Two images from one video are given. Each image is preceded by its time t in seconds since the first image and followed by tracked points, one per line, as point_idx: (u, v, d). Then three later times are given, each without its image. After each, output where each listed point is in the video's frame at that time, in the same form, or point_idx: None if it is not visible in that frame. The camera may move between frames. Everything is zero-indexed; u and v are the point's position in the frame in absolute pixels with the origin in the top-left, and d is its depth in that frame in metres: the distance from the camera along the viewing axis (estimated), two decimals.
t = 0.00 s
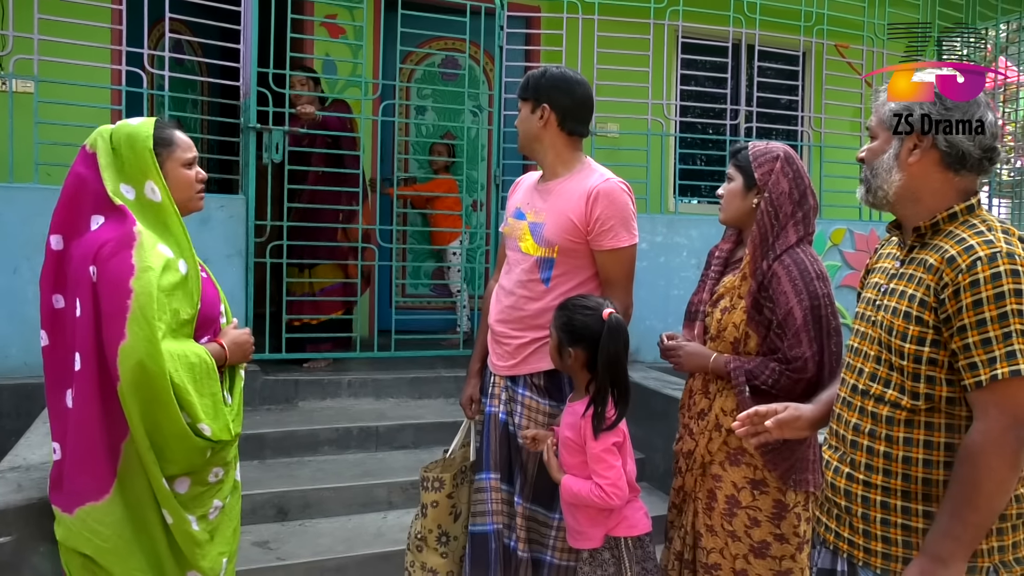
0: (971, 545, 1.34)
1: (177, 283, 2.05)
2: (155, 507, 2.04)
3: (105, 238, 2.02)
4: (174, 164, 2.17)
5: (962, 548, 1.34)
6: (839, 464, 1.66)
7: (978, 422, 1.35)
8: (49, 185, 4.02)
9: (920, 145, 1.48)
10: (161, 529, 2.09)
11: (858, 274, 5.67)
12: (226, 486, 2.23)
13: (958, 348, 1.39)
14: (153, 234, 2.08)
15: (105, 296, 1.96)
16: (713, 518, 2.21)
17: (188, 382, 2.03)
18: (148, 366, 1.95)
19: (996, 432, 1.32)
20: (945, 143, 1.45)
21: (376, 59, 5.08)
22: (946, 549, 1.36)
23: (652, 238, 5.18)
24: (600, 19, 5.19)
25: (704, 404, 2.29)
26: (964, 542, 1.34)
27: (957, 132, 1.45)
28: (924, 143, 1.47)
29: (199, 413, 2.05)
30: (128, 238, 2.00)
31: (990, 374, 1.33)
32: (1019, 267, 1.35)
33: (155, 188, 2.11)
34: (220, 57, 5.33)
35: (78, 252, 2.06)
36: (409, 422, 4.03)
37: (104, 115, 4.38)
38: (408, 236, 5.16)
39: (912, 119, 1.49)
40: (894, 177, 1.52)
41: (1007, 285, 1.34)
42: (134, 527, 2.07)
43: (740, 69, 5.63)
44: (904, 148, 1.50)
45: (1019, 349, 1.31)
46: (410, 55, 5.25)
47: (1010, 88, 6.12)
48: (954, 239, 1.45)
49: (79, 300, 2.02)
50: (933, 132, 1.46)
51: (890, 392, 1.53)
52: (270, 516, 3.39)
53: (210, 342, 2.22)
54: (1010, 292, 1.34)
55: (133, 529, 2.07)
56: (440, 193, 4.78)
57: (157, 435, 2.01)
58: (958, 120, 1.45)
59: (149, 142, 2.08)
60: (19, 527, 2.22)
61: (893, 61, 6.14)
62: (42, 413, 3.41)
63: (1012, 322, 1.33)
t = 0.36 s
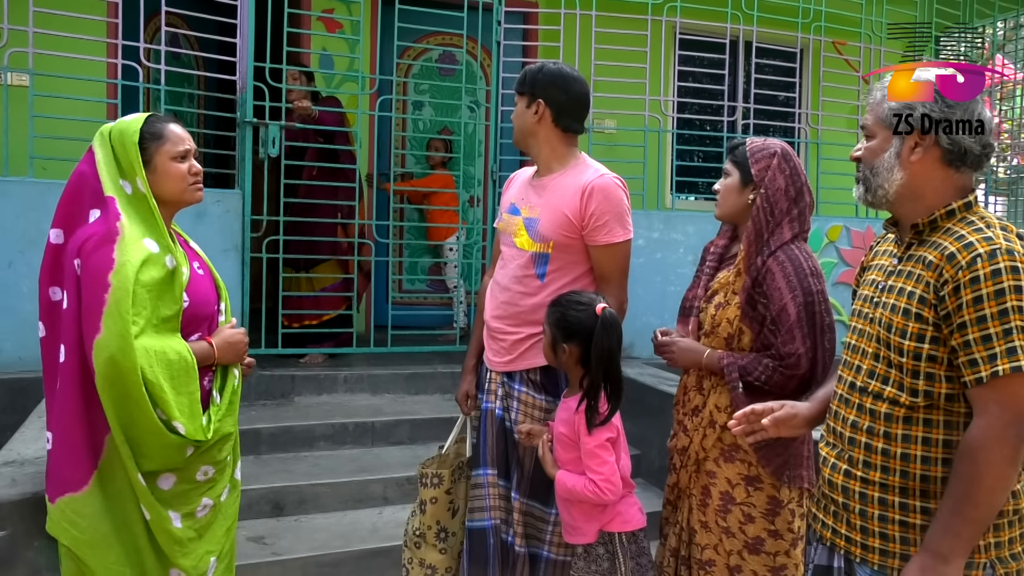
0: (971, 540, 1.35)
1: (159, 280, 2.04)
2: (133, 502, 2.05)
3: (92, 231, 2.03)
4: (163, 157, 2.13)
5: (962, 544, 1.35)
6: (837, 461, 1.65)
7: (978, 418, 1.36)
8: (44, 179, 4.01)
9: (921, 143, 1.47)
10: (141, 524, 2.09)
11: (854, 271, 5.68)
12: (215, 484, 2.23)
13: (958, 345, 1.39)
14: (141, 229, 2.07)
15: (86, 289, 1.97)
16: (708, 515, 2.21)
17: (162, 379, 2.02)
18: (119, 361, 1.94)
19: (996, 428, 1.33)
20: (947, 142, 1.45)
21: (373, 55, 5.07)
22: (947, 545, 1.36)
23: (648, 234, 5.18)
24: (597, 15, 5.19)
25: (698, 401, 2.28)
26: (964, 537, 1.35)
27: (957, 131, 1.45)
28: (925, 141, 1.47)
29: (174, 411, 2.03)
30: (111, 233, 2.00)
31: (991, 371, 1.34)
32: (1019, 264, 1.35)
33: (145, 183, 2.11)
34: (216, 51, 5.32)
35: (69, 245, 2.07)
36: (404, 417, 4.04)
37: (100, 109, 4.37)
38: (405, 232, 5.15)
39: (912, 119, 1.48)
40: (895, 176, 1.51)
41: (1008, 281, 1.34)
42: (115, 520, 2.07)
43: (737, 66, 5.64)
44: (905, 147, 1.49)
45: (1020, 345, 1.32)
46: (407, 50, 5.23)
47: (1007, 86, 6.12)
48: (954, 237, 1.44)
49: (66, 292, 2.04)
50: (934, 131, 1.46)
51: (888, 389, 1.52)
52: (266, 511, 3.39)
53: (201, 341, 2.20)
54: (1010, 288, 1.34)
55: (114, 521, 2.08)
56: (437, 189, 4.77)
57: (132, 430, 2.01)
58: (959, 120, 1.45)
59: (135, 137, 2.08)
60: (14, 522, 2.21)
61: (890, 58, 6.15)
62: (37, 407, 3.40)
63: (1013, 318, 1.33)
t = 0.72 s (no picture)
0: (968, 538, 1.35)
1: (146, 278, 2.03)
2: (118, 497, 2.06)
3: (85, 228, 2.04)
4: (160, 156, 2.11)
5: (959, 541, 1.35)
6: (834, 457, 1.65)
7: (975, 415, 1.35)
8: (39, 176, 4.00)
9: (917, 142, 1.48)
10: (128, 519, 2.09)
11: (850, 269, 5.68)
12: (210, 482, 2.23)
13: (956, 342, 1.38)
14: (134, 226, 2.07)
15: (73, 286, 1.99)
16: (704, 512, 2.22)
17: (143, 375, 2.01)
18: (98, 359, 1.95)
19: (994, 425, 1.32)
20: (945, 140, 1.45)
21: (369, 51, 5.06)
22: (944, 542, 1.36)
23: (644, 231, 5.18)
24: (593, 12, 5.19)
25: (694, 399, 2.29)
26: (961, 534, 1.35)
27: (955, 129, 1.45)
28: (921, 140, 1.47)
29: (154, 409, 2.02)
30: (100, 230, 2.01)
31: (988, 368, 1.33)
32: (1017, 261, 1.35)
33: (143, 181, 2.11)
34: (212, 47, 5.30)
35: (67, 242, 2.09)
36: (400, 414, 4.04)
37: (95, 105, 4.35)
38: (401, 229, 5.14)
39: (911, 119, 1.48)
40: (892, 174, 1.51)
41: (1006, 279, 1.34)
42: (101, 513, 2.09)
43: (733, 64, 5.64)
44: (901, 145, 1.49)
45: (1018, 342, 1.31)
46: (403, 47, 5.22)
47: (1003, 84, 6.13)
48: (952, 234, 1.45)
49: (61, 288, 2.06)
50: (933, 131, 1.46)
51: (886, 386, 1.52)
52: (262, 508, 3.39)
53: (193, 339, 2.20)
54: (1009, 286, 1.33)
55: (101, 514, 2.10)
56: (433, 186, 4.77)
57: (115, 426, 2.01)
58: (958, 120, 1.45)
59: (132, 135, 2.09)
60: (8, 519, 2.20)
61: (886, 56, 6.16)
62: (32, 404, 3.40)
63: (1010, 315, 1.32)
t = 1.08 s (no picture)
0: (967, 536, 1.34)
1: (141, 277, 2.03)
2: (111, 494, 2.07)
3: (87, 228, 2.07)
4: (167, 157, 2.14)
5: (958, 539, 1.34)
6: (834, 455, 1.65)
7: (976, 414, 1.35)
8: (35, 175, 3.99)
9: (919, 140, 1.47)
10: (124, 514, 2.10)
11: (847, 267, 5.68)
12: (211, 481, 2.22)
13: (957, 340, 1.38)
14: (133, 227, 2.08)
15: (72, 284, 2.01)
16: (699, 509, 2.22)
17: (133, 373, 2.01)
18: (88, 357, 1.96)
19: (994, 424, 1.32)
20: (947, 139, 1.45)
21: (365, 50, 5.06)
22: (942, 541, 1.36)
23: (641, 230, 5.18)
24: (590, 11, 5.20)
25: (689, 397, 2.29)
26: (960, 531, 1.34)
27: (957, 128, 1.44)
28: (922, 138, 1.47)
29: (144, 407, 2.02)
30: (98, 230, 2.03)
31: (989, 366, 1.33)
32: (1019, 260, 1.34)
33: (148, 181, 2.13)
34: (209, 46, 5.30)
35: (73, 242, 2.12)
36: (398, 413, 4.04)
37: (91, 104, 4.34)
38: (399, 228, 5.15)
39: (911, 119, 1.48)
40: (894, 172, 1.51)
41: (1007, 277, 1.33)
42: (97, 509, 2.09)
43: (730, 62, 5.65)
44: (903, 144, 1.49)
45: (1019, 341, 1.30)
46: (400, 46, 5.22)
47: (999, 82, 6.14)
48: (954, 232, 1.44)
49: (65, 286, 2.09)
50: (935, 130, 1.45)
51: (887, 384, 1.52)
52: (259, 507, 3.39)
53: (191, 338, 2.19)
54: (1010, 284, 1.33)
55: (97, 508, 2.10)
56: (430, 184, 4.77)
57: (108, 422, 2.02)
58: (959, 119, 1.45)
59: (139, 136, 2.11)
60: (5, 518, 2.20)
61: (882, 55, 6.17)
62: (29, 403, 3.40)
63: (1012, 314, 1.32)
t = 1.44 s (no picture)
0: (971, 535, 1.33)
1: (140, 276, 2.04)
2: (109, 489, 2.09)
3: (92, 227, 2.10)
4: (174, 158, 2.14)
5: (962, 538, 1.33)
6: (838, 453, 1.65)
7: (982, 414, 1.34)
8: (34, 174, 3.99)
9: (925, 138, 1.46)
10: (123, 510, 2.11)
11: (845, 266, 5.69)
12: (212, 480, 2.22)
13: (963, 339, 1.37)
14: (136, 227, 2.09)
15: (74, 283, 2.05)
16: (696, 507, 2.22)
17: (130, 371, 2.02)
18: (85, 354, 1.99)
19: (1000, 424, 1.31)
20: (953, 137, 1.44)
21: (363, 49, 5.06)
22: (946, 539, 1.35)
23: (640, 229, 5.18)
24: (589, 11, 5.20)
25: (688, 395, 2.29)
26: (964, 531, 1.33)
27: (961, 128, 1.43)
28: (927, 137, 1.46)
29: (140, 404, 2.03)
30: (101, 230, 2.06)
31: (996, 366, 1.32)
32: None
33: (154, 182, 2.14)
34: (207, 45, 5.30)
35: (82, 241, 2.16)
36: (396, 412, 4.04)
37: (90, 103, 4.35)
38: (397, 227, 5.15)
39: (913, 118, 1.47)
40: (899, 170, 1.50)
41: (1015, 276, 1.32)
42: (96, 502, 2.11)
43: (728, 61, 5.66)
44: (908, 142, 1.48)
45: None
46: (399, 45, 5.22)
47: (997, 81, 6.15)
48: (962, 231, 1.43)
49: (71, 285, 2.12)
50: (941, 128, 1.44)
51: (892, 383, 1.51)
52: (257, 505, 3.39)
53: (192, 338, 2.18)
54: (1018, 283, 1.31)
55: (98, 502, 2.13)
56: (428, 183, 4.77)
57: (106, 419, 2.04)
58: (966, 117, 1.44)
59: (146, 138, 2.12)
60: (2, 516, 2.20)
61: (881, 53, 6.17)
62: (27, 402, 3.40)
63: (1020, 313, 1.30)
